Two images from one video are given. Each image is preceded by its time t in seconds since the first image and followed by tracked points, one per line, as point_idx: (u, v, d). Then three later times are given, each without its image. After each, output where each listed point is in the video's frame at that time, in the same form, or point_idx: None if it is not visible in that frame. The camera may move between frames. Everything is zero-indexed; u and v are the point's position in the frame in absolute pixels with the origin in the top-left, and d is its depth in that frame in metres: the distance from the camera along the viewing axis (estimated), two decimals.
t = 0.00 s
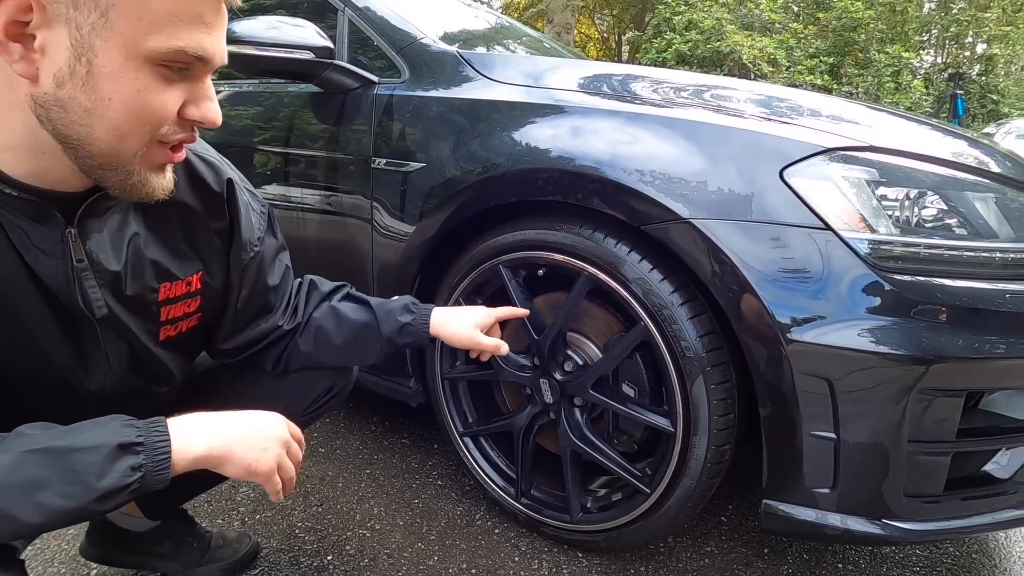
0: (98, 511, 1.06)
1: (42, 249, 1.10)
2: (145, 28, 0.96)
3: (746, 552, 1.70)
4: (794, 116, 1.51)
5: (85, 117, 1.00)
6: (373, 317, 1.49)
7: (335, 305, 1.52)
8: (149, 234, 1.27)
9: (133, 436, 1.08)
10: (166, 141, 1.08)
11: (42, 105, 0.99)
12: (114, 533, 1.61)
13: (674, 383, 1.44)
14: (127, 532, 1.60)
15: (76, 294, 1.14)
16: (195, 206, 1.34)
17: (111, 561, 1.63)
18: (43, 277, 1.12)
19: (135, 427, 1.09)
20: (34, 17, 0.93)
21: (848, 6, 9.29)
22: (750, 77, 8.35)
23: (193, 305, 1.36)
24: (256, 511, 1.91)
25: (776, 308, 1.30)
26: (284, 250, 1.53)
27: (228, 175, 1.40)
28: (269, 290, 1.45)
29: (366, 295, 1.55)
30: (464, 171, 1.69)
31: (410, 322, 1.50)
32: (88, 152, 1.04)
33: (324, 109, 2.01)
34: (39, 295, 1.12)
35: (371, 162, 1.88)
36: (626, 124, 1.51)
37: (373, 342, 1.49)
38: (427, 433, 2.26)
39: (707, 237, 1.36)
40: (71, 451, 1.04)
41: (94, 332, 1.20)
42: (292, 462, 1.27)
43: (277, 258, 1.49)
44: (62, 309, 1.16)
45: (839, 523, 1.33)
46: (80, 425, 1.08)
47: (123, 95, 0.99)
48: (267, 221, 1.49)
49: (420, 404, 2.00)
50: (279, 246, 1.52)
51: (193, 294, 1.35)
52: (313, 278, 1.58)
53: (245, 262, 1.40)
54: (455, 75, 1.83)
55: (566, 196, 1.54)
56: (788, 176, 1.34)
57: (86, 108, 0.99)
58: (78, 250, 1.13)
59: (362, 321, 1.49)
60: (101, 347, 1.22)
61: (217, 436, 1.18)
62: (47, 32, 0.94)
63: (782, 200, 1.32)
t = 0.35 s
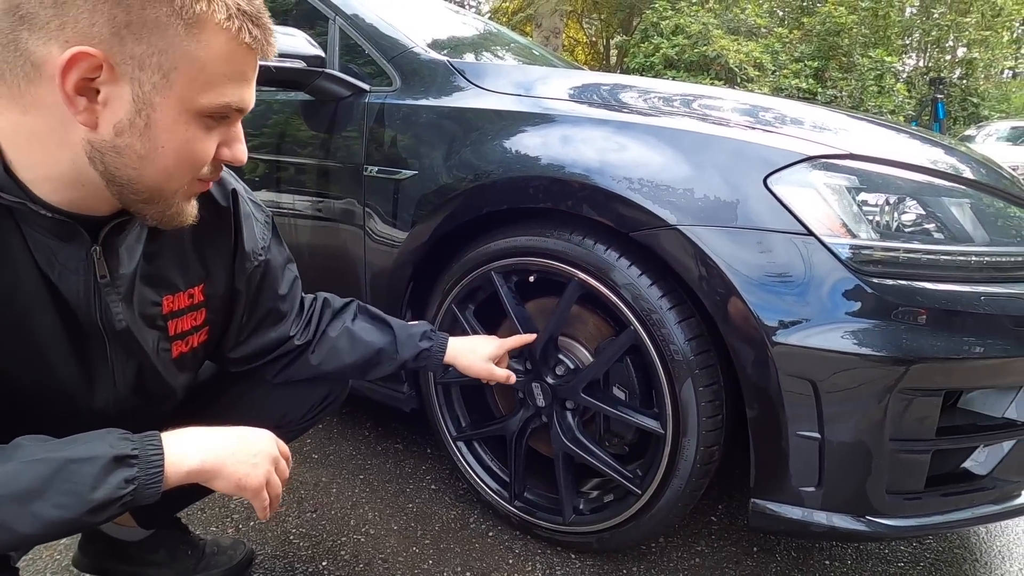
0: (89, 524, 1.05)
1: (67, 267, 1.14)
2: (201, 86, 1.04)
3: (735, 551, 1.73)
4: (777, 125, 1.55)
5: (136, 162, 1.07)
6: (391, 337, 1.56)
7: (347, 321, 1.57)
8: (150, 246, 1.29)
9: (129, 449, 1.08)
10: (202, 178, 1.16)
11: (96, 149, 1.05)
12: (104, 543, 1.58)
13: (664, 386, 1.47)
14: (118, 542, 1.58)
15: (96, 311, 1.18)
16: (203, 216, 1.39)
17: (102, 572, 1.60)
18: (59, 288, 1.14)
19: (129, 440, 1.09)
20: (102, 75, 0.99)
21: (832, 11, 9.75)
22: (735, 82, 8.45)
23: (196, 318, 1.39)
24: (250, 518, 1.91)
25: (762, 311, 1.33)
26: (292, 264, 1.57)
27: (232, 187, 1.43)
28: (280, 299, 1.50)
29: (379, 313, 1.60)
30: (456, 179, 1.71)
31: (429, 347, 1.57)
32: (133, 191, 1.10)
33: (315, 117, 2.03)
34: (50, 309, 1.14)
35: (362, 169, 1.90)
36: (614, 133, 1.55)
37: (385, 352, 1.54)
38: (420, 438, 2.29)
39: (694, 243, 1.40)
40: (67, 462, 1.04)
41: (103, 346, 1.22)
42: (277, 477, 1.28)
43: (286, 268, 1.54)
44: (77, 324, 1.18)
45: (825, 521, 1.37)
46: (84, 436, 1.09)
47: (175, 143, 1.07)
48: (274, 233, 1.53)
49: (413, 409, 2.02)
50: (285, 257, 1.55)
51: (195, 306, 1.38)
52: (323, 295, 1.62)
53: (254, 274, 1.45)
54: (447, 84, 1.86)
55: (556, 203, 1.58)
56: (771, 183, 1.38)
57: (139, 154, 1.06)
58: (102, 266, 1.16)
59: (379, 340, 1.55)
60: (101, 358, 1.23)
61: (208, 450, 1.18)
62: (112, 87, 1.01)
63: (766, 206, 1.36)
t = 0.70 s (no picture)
0: (78, 526, 1.06)
1: (68, 274, 1.14)
2: (202, 109, 1.06)
3: (726, 550, 1.75)
4: (764, 129, 1.58)
5: (137, 180, 1.08)
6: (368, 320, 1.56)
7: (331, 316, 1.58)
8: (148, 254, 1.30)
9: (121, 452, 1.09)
10: (198, 195, 1.17)
11: (99, 167, 1.07)
12: (96, 549, 1.56)
13: (654, 387, 1.49)
14: (110, 548, 1.55)
15: (93, 317, 1.18)
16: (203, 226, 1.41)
17: None
18: (59, 294, 1.14)
19: (122, 443, 1.10)
20: (106, 95, 1.02)
21: (819, 15, 9.84)
22: (724, 86, 8.51)
23: (193, 325, 1.40)
24: (242, 522, 1.91)
25: (749, 313, 1.36)
26: (284, 268, 1.58)
27: (232, 197, 1.45)
28: (272, 303, 1.50)
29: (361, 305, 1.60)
30: (447, 182, 1.73)
31: (404, 326, 1.57)
32: (133, 208, 1.11)
33: (307, 121, 2.04)
34: (52, 317, 1.14)
35: (354, 173, 1.92)
36: (605, 137, 1.57)
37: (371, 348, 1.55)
38: (413, 441, 2.30)
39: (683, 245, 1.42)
40: (60, 463, 1.05)
41: (101, 354, 1.23)
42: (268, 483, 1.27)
43: (279, 273, 1.55)
44: (77, 331, 1.19)
45: (812, 518, 1.39)
46: (76, 439, 1.09)
47: (175, 163, 1.08)
48: (269, 241, 1.55)
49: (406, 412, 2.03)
50: (277, 262, 1.56)
51: (191, 314, 1.39)
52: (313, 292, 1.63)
53: (249, 280, 1.46)
54: (438, 88, 1.87)
55: (547, 207, 1.60)
56: (758, 186, 1.41)
57: (140, 172, 1.08)
58: (101, 275, 1.17)
59: (357, 330, 1.55)
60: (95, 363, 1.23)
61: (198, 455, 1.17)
62: (116, 108, 1.03)
63: (753, 209, 1.39)
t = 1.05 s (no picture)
0: (74, 520, 1.05)
1: (54, 269, 1.13)
2: (188, 102, 1.05)
3: (721, 550, 1.75)
4: (759, 128, 1.58)
5: (123, 173, 1.07)
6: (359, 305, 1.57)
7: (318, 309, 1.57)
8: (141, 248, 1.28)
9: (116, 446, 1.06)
10: (184, 189, 1.16)
11: (83, 161, 1.05)
12: (83, 553, 1.52)
13: (649, 386, 1.49)
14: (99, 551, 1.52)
15: (82, 312, 1.16)
16: (194, 222, 1.39)
17: None
18: (46, 288, 1.13)
19: (117, 438, 1.07)
20: (91, 88, 1.00)
21: (812, 17, 9.93)
22: (717, 87, 8.53)
23: (183, 322, 1.39)
24: (233, 525, 1.89)
25: (745, 312, 1.35)
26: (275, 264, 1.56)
27: (221, 193, 1.43)
28: (265, 299, 1.49)
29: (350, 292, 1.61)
30: (441, 180, 1.72)
31: (397, 305, 1.59)
32: (118, 201, 1.10)
33: (299, 119, 2.03)
34: (36, 316, 1.12)
35: (347, 172, 1.90)
36: (599, 135, 1.56)
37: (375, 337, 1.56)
38: (406, 442, 2.28)
39: (678, 244, 1.41)
40: (55, 458, 1.03)
41: (90, 350, 1.21)
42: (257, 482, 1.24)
43: (269, 268, 1.52)
44: (66, 327, 1.17)
45: (807, 518, 1.39)
46: (70, 435, 1.08)
47: (161, 156, 1.07)
48: (261, 235, 1.54)
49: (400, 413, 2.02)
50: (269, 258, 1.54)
51: (181, 310, 1.37)
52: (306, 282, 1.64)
53: (241, 276, 1.44)
54: (432, 87, 1.86)
55: (542, 205, 1.59)
56: (753, 184, 1.40)
57: (126, 166, 1.06)
58: (90, 268, 1.15)
59: (349, 315, 1.55)
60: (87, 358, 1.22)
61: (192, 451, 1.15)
62: (101, 101, 1.02)
63: (748, 208, 1.38)
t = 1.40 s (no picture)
0: (72, 525, 1.03)
1: (69, 262, 1.12)
2: (212, 104, 1.07)
3: (717, 553, 1.75)
4: (757, 131, 1.58)
5: (148, 173, 1.08)
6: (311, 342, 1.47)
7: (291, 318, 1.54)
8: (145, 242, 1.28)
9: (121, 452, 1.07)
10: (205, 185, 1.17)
11: (110, 162, 1.06)
12: (75, 554, 1.51)
13: (647, 389, 1.49)
14: (90, 552, 1.51)
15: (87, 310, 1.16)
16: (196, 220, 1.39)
17: None
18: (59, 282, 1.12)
19: (122, 444, 1.08)
20: (119, 94, 1.01)
21: (807, 22, 9.99)
22: (713, 91, 8.54)
23: (184, 317, 1.38)
24: (227, 527, 1.88)
25: (743, 316, 1.35)
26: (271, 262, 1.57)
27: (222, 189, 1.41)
28: (251, 297, 1.49)
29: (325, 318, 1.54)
30: (439, 181, 1.72)
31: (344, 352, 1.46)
32: (143, 199, 1.11)
33: (296, 119, 2.02)
34: (47, 313, 1.11)
35: (344, 172, 1.90)
36: (598, 137, 1.56)
37: (327, 387, 1.44)
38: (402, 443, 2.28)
39: (677, 247, 1.41)
40: (61, 461, 1.03)
41: (91, 346, 1.19)
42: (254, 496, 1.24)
43: (264, 266, 1.53)
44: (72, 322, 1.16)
45: (805, 521, 1.39)
46: (75, 439, 1.07)
47: (185, 156, 1.09)
48: (257, 228, 1.54)
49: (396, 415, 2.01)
50: (265, 256, 1.54)
51: (183, 305, 1.36)
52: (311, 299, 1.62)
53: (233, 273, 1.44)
54: (429, 87, 1.86)
55: (541, 207, 1.59)
56: (751, 187, 1.40)
57: (152, 166, 1.08)
58: (104, 261, 1.15)
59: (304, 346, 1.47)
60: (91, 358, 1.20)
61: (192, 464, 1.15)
62: (128, 105, 1.03)
63: (746, 211, 1.38)
